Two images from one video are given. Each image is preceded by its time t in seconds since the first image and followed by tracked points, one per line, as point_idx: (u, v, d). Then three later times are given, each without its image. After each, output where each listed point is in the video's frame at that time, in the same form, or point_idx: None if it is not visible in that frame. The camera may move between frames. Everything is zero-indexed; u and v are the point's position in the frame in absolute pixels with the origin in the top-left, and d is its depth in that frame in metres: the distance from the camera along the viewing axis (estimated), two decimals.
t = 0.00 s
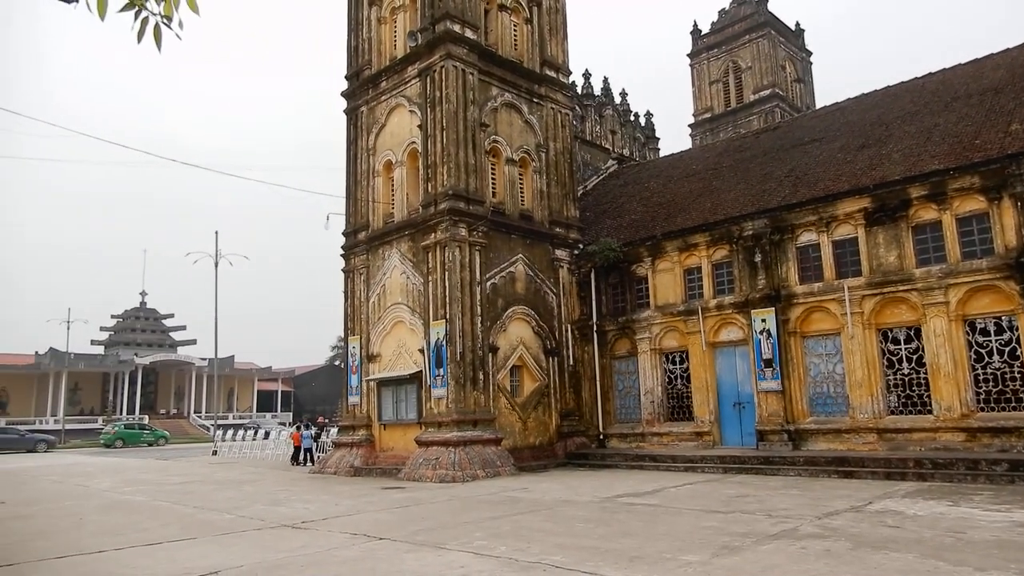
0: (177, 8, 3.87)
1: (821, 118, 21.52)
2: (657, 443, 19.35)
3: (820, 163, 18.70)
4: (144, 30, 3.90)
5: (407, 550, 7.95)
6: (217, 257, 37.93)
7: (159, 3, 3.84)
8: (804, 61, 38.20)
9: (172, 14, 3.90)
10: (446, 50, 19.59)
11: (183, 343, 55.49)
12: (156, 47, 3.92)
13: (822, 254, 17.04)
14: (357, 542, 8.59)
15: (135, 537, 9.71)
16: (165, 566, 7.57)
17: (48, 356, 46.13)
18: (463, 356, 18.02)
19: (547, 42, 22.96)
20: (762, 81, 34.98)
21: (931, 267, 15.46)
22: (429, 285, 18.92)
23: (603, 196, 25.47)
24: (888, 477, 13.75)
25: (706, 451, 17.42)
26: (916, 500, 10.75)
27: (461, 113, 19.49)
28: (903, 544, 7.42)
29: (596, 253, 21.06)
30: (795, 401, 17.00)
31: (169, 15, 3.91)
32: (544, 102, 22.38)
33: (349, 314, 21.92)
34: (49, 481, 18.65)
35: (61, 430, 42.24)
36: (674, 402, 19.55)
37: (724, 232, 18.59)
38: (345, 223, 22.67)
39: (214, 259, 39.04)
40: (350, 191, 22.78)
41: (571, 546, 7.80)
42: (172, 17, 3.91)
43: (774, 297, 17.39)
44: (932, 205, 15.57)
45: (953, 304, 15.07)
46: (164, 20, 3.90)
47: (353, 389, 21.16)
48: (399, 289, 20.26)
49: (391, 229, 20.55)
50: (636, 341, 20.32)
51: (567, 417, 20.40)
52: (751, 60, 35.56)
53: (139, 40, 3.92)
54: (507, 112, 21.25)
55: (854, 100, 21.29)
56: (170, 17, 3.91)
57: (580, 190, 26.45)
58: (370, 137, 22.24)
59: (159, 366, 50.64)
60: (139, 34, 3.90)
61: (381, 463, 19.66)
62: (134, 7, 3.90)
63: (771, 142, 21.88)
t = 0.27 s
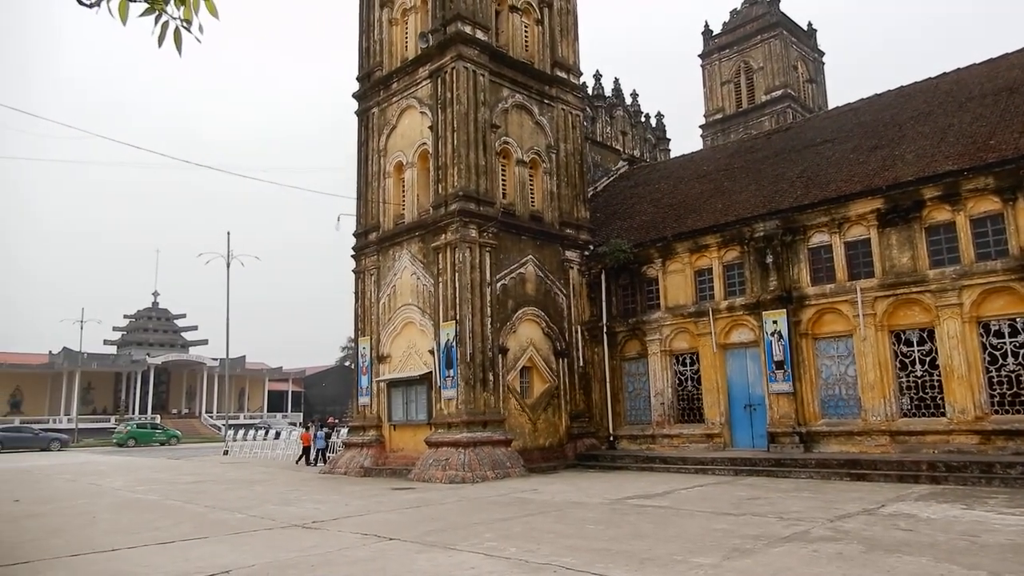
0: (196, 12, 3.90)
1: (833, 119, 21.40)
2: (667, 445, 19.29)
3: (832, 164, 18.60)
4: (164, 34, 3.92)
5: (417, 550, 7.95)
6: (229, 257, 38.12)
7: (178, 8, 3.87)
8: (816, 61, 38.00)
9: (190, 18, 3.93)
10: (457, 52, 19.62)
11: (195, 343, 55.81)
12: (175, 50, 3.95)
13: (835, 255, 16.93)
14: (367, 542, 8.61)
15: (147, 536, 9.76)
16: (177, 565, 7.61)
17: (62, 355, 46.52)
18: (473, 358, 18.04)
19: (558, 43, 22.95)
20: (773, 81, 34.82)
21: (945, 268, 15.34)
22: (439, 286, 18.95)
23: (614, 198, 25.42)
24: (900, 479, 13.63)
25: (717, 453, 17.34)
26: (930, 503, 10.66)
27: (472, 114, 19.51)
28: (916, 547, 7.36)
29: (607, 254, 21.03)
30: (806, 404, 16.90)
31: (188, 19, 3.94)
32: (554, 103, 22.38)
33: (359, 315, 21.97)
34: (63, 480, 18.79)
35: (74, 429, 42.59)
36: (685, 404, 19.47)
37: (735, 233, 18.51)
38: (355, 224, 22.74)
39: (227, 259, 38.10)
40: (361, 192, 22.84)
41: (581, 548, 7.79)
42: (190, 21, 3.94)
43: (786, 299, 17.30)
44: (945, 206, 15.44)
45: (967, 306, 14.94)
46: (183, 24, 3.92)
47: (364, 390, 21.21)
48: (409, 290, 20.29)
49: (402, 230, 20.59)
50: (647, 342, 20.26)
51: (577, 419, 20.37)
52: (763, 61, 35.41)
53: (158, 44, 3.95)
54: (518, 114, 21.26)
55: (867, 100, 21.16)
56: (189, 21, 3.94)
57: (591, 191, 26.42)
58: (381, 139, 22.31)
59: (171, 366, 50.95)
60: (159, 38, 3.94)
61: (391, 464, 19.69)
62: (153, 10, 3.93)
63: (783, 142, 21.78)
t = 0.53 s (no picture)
0: (208, 18, 3.95)
1: (840, 120, 21.35)
2: (675, 448, 19.24)
3: (840, 166, 18.55)
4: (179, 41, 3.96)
5: (424, 553, 7.96)
6: (236, 260, 38.25)
7: (191, 14, 3.91)
8: (823, 63, 37.92)
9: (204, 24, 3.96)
10: (463, 55, 19.67)
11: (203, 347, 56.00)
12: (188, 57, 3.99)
13: (842, 257, 16.88)
14: (375, 545, 8.62)
15: (156, 539, 9.79)
16: (185, 567, 7.63)
17: (71, 358, 46.74)
18: (480, 360, 18.04)
19: (563, 46, 22.97)
20: (780, 83, 34.75)
21: (954, 270, 15.28)
22: (446, 289, 18.97)
23: (620, 200, 25.41)
24: (910, 482, 13.56)
25: (725, 456, 17.29)
26: (939, 506, 10.60)
27: (478, 117, 19.55)
28: (926, 551, 7.32)
29: (613, 256, 21.02)
30: (814, 406, 16.84)
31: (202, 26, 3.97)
32: (560, 106, 22.39)
33: (366, 318, 22.01)
34: (72, 483, 18.87)
35: (83, 432, 42.78)
36: (692, 407, 19.43)
37: (742, 236, 18.48)
38: (362, 227, 22.79)
39: (233, 261, 38.92)
40: (367, 196, 22.89)
41: (588, 551, 7.78)
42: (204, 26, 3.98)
43: (793, 301, 17.25)
44: (954, 208, 15.38)
45: (977, 308, 14.86)
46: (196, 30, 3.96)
47: (371, 393, 21.25)
48: (416, 293, 20.32)
49: (408, 233, 20.62)
50: (654, 345, 20.22)
51: (584, 421, 20.34)
52: (769, 62, 35.35)
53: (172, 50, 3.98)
54: (524, 117, 21.28)
55: (874, 101, 21.10)
56: (201, 27, 3.99)
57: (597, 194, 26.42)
58: (387, 142, 22.36)
59: (179, 369, 51.14)
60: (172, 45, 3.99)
61: (398, 467, 19.71)
62: (166, 16, 3.97)
63: (790, 144, 21.73)
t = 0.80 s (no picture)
0: (221, 32, 3.94)
1: (848, 127, 21.29)
2: (682, 456, 19.15)
3: (848, 173, 18.49)
4: (191, 53, 3.96)
5: (430, 561, 7.93)
6: (244, 265, 38.35)
7: (204, 28, 3.90)
8: (831, 70, 37.87)
9: (216, 37, 3.96)
10: (471, 62, 19.73)
11: (210, 352, 56.14)
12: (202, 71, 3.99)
13: (850, 265, 16.80)
14: (381, 552, 8.60)
15: (162, 544, 9.79)
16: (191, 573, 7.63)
17: (79, 363, 46.94)
18: (486, 367, 18.03)
19: (571, 53, 23.02)
20: (787, 90, 34.71)
21: (963, 278, 15.19)
22: (453, 295, 18.98)
23: (627, 207, 25.39)
24: (919, 492, 13.45)
25: (732, 465, 17.20)
26: (949, 516, 10.51)
27: (486, 124, 19.59)
28: (936, 561, 7.25)
29: (620, 263, 20.99)
30: (822, 415, 16.74)
31: (214, 39, 3.97)
32: (568, 113, 22.42)
33: (373, 324, 22.03)
34: (79, 487, 18.92)
35: (91, 436, 42.92)
36: (699, 415, 19.34)
37: (750, 243, 18.43)
38: (369, 233, 22.84)
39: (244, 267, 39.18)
40: (375, 202, 22.95)
41: (594, 560, 7.74)
42: (216, 40, 3.97)
43: (801, 309, 17.17)
44: (963, 215, 15.30)
45: (986, 316, 14.77)
46: (209, 44, 3.96)
47: (377, 399, 21.25)
48: (423, 300, 20.33)
49: (415, 239, 20.66)
50: (661, 352, 20.16)
51: (590, 429, 20.29)
52: (777, 69, 35.32)
53: (185, 65, 3.97)
54: (532, 123, 21.31)
55: (882, 108, 21.05)
56: (213, 41, 3.99)
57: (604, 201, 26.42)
58: (395, 149, 22.43)
59: (187, 374, 51.28)
60: (185, 58, 3.98)
61: (404, 473, 19.69)
62: (180, 30, 3.96)
63: (797, 151, 21.69)
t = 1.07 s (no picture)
0: (220, 51, 3.95)
1: (842, 144, 21.44)
2: (674, 470, 19.11)
3: (841, 189, 18.61)
4: (187, 72, 3.95)
5: None
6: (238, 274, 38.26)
7: (202, 48, 3.91)
8: (824, 86, 38.18)
9: (215, 57, 3.96)
10: (467, 75, 19.83)
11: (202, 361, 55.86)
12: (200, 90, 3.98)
13: (843, 280, 16.88)
14: (370, 566, 8.54)
15: (150, 556, 9.70)
16: None
17: (69, 371, 46.62)
18: (479, 380, 18.00)
19: (567, 67, 23.15)
20: (781, 106, 34.94)
21: (954, 294, 15.27)
22: (446, 307, 18.97)
23: (622, 221, 25.47)
24: (910, 509, 13.45)
25: (724, 479, 17.18)
26: (940, 533, 10.51)
27: (481, 136, 19.67)
28: None
29: (614, 276, 21.04)
30: (814, 430, 16.75)
31: (213, 58, 3.97)
32: (563, 126, 22.52)
33: (366, 335, 21.98)
34: (66, 497, 18.74)
35: (80, 445, 42.58)
36: (691, 429, 19.32)
37: (743, 257, 18.49)
38: (364, 244, 22.84)
39: (233, 276, 40.96)
40: (369, 213, 22.96)
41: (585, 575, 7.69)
42: (215, 59, 3.97)
43: (794, 324, 17.22)
44: (954, 232, 15.40)
45: (977, 333, 14.83)
46: (207, 63, 3.96)
47: (369, 410, 21.17)
48: (417, 311, 20.31)
49: (410, 250, 20.66)
50: (653, 366, 20.16)
51: (583, 442, 20.25)
52: (771, 85, 35.58)
53: (183, 84, 3.96)
54: (527, 136, 21.40)
55: (875, 126, 21.21)
56: (212, 60, 4.00)
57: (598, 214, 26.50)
58: (390, 160, 22.48)
59: (178, 384, 50.99)
60: (183, 77, 3.97)
61: (395, 486, 19.59)
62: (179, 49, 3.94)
63: (791, 167, 21.81)
